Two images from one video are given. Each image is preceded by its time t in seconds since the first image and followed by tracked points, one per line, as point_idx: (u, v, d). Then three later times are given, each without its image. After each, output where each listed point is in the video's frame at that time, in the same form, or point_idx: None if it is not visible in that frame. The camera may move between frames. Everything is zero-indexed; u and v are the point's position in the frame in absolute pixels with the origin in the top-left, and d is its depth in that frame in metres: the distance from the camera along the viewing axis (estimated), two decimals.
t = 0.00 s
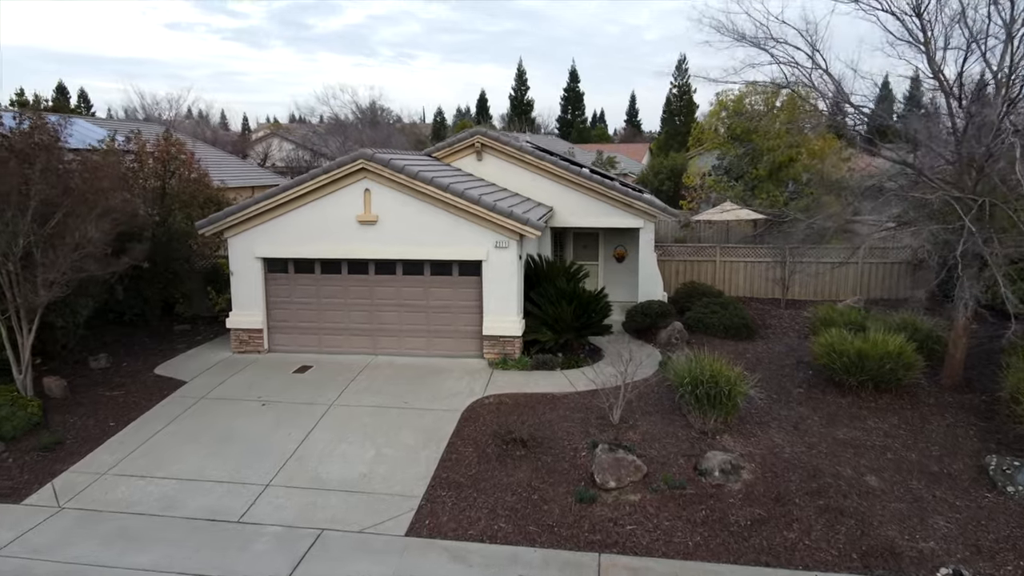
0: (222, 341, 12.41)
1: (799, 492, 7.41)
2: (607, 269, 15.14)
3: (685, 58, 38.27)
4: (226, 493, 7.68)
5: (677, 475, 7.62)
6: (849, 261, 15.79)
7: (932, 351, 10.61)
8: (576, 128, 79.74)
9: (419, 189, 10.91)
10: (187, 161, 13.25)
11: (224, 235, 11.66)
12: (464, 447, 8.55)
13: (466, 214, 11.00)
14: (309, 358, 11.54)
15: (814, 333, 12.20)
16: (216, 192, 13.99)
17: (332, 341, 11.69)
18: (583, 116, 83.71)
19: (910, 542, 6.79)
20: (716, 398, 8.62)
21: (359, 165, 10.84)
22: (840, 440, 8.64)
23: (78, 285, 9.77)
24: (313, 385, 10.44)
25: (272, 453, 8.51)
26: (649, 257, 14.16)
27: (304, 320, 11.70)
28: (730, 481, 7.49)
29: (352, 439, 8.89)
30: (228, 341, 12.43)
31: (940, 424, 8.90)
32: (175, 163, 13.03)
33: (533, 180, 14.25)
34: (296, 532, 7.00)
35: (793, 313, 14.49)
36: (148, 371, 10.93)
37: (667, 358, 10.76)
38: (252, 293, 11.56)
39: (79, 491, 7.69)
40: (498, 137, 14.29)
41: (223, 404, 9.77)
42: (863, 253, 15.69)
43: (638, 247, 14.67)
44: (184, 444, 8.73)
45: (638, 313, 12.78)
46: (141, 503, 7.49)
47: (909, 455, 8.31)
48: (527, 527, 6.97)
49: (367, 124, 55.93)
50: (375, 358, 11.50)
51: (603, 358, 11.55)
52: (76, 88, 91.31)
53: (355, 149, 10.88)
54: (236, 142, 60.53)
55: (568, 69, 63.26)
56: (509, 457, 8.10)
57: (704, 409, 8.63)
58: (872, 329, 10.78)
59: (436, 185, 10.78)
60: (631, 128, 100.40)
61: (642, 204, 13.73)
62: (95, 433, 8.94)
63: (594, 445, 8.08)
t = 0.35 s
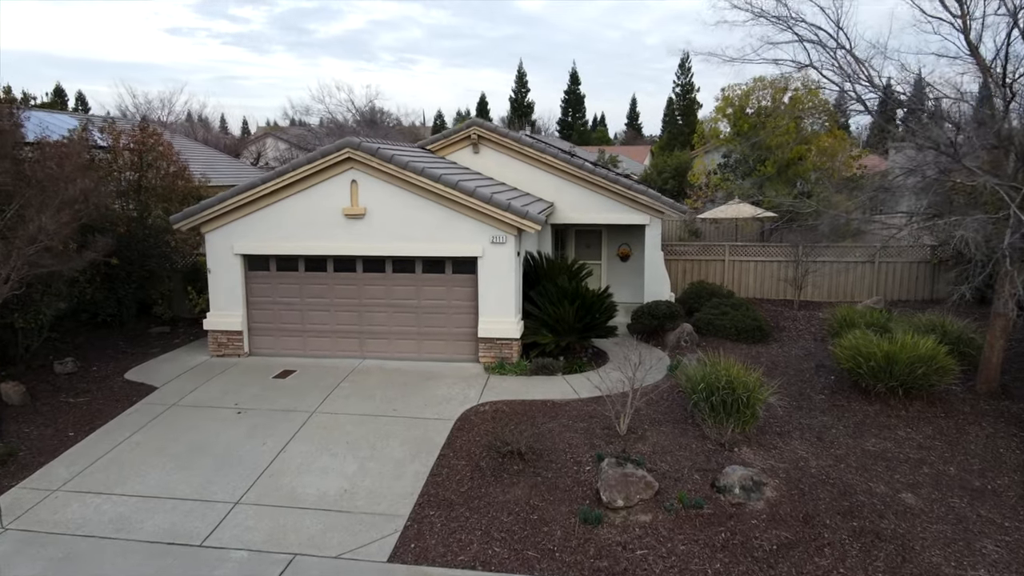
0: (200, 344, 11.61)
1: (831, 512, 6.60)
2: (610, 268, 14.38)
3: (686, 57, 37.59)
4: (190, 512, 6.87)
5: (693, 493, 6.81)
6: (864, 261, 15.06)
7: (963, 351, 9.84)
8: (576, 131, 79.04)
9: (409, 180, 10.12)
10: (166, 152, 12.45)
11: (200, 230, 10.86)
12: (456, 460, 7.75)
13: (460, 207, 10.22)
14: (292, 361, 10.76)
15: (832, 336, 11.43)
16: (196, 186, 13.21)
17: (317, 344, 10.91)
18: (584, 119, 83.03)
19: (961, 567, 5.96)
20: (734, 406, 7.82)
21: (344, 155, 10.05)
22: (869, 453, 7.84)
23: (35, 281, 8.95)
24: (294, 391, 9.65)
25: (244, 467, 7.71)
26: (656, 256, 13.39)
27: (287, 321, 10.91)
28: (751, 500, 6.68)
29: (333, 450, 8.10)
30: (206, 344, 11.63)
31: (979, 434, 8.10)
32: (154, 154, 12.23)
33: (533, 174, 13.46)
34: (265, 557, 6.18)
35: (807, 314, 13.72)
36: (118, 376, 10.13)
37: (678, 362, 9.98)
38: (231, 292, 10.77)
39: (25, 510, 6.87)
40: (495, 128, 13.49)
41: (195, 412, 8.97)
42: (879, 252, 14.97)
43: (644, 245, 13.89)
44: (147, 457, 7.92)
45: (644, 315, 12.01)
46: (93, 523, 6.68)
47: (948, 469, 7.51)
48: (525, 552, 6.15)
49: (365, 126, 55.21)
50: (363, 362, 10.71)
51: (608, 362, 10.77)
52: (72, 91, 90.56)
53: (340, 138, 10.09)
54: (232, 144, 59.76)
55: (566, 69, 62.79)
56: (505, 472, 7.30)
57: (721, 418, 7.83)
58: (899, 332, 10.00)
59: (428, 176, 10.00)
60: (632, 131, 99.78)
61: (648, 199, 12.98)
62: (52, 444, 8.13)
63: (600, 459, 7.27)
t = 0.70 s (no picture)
0: (175, 348, 10.81)
1: (872, 537, 5.78)
2: (614, 268, 13.59)
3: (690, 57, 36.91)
4: (144, 536, 6.05)
5: (714, 515, 5.99)
6: (883, 261, 14.26)
7: (1001, 355, 9.03)
8: (577, 136, 78.40)
9: (398, 170, 9.33)
10: (142, 143, 11.76)
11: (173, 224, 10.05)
12: (446, 477, 6.94)
13: (454, 199, 9.43)
14: (272, 366, 9.96)
15: (855, 339, 10.63)
16: (174, 180, 12.41)
17: (300, 348, 10.11)
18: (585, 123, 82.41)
19: None
20: (756, 416, 7.01)
21: (328, 143, 9.27)
22: (908, 468, 7.03)
23: None
24: (271, 398, 8.84)
25: (209, 484, 6.89)
26: (663, 255, 12.59)
27: (267, 323, 10.11)
28: (781, 523, 5.86)
29: (311, 465, 7.29)
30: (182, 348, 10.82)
31: None
32: (129, 146, 11.50)
33: (532, 167, 12.66)
34: None
35: (824, 317, 12.93)
36: (82, 382, 9.32)
37: (690, 366, 9.16)
38: (206, 291, 9.97)
39: None
40: (493, 119, 12.70)
41: (161, 422, 8.15)
42: (898, 252, 14.18)
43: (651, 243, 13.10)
44: (102, 472, 7.09)
45: (652, 316, 11.20)
46: (30, 550, 5.85)
47: (999, 486, 6.69)
48: None
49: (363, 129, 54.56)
50: (349, 367, 9.91)
51: (613, 368, 9.95)
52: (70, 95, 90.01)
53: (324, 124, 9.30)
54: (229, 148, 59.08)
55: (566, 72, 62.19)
56: (501, 490, 6.49)
57: (741, 430, 7.02)
58: (931, 334, 9.20)
59: (418, 165, 9.21)
60: (633, 136, 99.17)
61: (654, 194, 12.21)
62: None
63: (608, 475, 6.46)
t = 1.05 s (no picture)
0: (147, 352, 10.03)
1: (927, 569, 4.99)
2: (619, 268, 12.84)
3: (693, 57, 36.32)
4: (87, 566, 5.26)
5: (742, 542, 5.20)
6: (903, 261, 13.51)
7: None
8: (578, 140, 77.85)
9: (386, 158, 8.57)
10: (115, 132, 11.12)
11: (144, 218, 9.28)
12: (436, 497, 6.16)
13: (447, 189, 8.66)
14: (251, 372, 9.18)
15: (880, 343, 9.87)
16: (149, 174, 11.68)
17: (281, 352, 9.33)
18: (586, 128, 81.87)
19: None
20: (785, 428, 6.24)
21: (310, 129, 8.52)
22: (956, 486, 6.24)
23: None
24: (246, 406, 8.06)
25: (169, 504, 6.10)
26: (672, 254, 11.85)
27: (245, 326, 9.34)
28: (819, 553, 5.07)
29: (284, 482, 6.50)
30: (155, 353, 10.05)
31: None
32: (100, 134, 10.85)
33: (532, 160, 11.91)
34: None
35: (843, 320, 12.18)
36: (41, 389, 8.53)
37: (705, 371, 8.39)
38: (179, 291, 9.20)
39: None
40: (490, 110, 11.95)
41: (122, 433, 7.38)
42: (919, 251, 13.43)
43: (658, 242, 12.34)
44: (49, 491, 6.30)
45: (660, 318, 10.46)
46: None
47: None
48: None
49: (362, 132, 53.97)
50: (333, 372, 9.13)
51: (620, 374, 9.20)
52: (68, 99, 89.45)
53: (306, 109, 8.55)
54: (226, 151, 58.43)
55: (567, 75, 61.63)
56: (497, 512, 5.70)
57: (768, 443, 6.24)
58: (967, 336, 8.45)
59: (408, 152, 8.45)
60: (634, 141, 98.63)
61: (662, 188, 11.47)
62: None
63: (619, 496, 5.67)
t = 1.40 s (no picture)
0: (119, 357, 9.35)
1: None
2: (624, 267, 12.19)
3: (696, 57, 35.73)
4: None
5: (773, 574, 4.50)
6: (921, 261, 12.84)
7: None
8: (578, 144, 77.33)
9: (374, 146, 7.92)
10: (83, 122, 10.63)
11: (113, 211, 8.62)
12: (423, 517, 5.47)
13: (439, 180, 8.01)
14: (228, 378, 8.51)
15: (906, 347, 9.19)
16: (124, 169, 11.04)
17: (260, 356, 8.65)
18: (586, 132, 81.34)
19: None
20: (814, 440, 5.56)
21: (291, 115, 7.87)
22: (1008, 506, 5.53)
23: None
24: (219, 415, 7.38)
25: (122, 526, 5.40)
26: (679, 253, 11.20)
27: (223, 328, 8.66)
28: None
29: (254, 500, 5.81)
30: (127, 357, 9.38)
31: None
32: (68, 125, 10.43)
33: (532, 153, 11.26)
34: None
35: (861, 323, 11.50)
36: None
37: (719, 377, 7.72)
38: (151, 290, 8.52)
39: None
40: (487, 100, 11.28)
41: (80, 445, 6.70)
42: (938, 250, 12.77)
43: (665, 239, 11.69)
44: None
45: (669, 320, 9.79)
46: None
47: None
48: None
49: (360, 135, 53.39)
50: (317, 378, 8.46)
51: (627, 380, 8.53)
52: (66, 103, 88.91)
53: (286, 93, 7.90)
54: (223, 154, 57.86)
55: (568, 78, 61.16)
56: (491, 537, 5.00)
57: (795, 458, 5.56)
58: (1005, 338, 7.76)
59: (396, 140, 7.79)
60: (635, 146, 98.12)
61: (670, 183, 10.84)
62: None
63: (629, 518, 4.98)
